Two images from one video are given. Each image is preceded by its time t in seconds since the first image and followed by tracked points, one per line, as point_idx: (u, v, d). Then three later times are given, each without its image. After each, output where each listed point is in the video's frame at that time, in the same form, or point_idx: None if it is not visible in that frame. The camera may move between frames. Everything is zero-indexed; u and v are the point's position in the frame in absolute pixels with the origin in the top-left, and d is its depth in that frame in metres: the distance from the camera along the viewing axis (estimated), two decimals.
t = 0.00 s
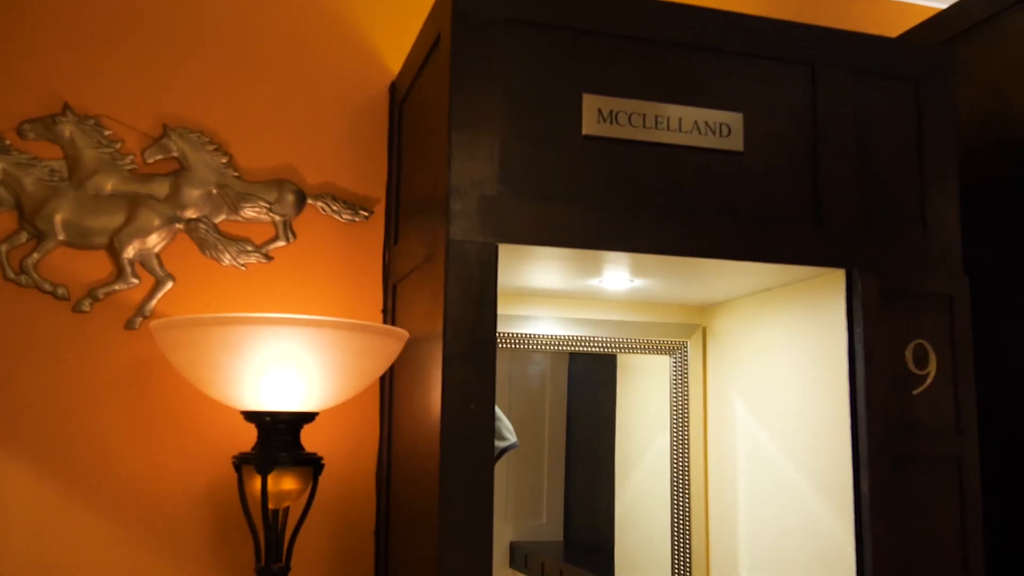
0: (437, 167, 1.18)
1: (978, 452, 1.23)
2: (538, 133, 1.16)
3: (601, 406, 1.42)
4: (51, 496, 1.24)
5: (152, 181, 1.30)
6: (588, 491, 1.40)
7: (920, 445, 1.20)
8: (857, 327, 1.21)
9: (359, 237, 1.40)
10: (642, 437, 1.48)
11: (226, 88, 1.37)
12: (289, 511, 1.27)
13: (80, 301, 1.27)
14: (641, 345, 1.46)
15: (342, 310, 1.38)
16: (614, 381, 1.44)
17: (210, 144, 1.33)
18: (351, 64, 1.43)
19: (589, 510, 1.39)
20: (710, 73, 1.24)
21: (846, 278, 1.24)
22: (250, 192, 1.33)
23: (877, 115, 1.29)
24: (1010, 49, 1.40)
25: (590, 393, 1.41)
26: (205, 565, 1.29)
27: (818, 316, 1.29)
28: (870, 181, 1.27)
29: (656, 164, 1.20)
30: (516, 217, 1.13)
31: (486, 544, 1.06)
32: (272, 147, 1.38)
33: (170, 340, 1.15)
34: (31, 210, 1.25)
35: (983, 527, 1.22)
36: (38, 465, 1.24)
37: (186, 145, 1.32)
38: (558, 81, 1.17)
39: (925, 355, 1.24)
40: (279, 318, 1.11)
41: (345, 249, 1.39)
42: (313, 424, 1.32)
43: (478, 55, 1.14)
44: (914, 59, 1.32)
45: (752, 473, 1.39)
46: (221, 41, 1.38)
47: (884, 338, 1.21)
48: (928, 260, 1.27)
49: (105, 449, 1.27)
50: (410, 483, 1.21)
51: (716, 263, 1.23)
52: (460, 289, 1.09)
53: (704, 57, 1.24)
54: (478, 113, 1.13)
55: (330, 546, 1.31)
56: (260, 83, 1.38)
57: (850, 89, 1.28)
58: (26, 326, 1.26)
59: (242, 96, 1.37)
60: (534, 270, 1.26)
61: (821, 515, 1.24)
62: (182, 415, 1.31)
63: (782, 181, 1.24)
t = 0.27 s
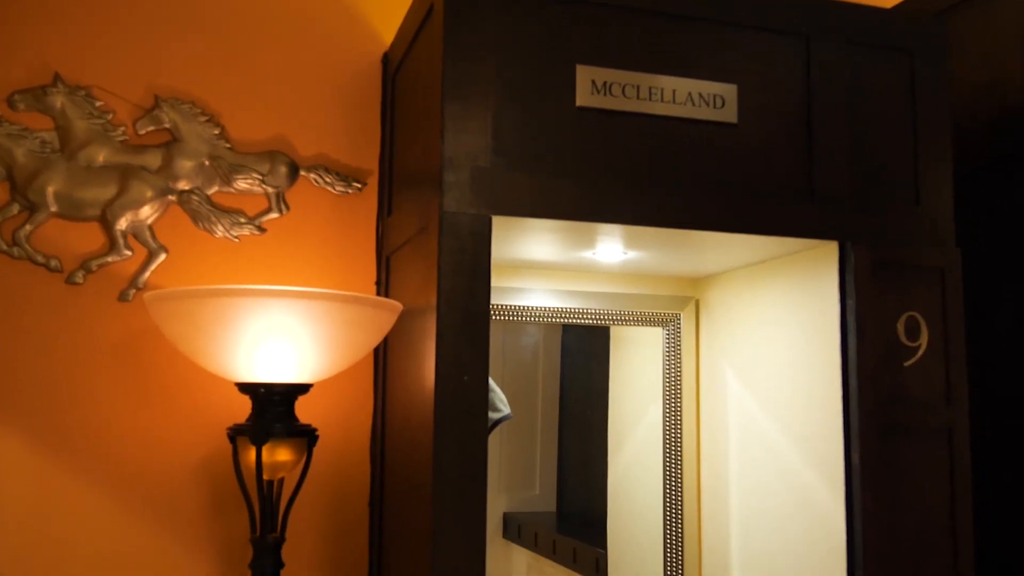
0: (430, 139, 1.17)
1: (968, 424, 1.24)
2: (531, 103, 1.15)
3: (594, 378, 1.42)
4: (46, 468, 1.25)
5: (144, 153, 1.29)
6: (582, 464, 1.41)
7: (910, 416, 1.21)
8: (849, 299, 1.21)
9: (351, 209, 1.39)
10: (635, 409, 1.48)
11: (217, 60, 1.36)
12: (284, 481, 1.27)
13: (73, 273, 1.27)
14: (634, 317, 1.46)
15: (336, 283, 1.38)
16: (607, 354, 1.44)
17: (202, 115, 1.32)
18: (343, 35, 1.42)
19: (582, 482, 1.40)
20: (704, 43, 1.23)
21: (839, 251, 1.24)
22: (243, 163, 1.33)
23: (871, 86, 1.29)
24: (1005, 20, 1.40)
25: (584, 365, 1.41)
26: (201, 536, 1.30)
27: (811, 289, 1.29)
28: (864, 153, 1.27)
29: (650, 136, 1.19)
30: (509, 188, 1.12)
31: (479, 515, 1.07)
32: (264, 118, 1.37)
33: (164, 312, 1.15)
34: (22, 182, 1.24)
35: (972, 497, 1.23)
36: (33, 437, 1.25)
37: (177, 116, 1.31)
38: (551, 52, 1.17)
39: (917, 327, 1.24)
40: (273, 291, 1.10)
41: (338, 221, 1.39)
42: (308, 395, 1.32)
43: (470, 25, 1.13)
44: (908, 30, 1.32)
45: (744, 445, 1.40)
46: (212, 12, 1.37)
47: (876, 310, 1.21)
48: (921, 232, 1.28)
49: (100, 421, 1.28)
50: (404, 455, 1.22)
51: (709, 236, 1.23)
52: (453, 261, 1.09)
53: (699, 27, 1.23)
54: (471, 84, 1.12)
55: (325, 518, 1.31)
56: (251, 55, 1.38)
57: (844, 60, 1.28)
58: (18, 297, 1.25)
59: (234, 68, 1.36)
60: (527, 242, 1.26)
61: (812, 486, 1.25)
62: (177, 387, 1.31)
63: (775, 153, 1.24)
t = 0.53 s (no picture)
0: (428, 109, 1.17)
1: (963, 394, 1.25)
2: (529, 73, 1.14)
3: (590, 350, 1.43)
4: (45, 438, 1.25)
5: (139, 124, 1.29)
6: (578, 436, 1.41)
7: (905, 387, 1.21)
8: (846, 271, 1.21)
9: (348, 180, 1.39)
10: (630, 381, 1.48)
11: (212, 30, 1.35)
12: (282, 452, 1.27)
13: (69, 244, 1.26)
14: (632, 288, 1.45)
15: (333, 254, 1.38)
16: (603, 325, 1.43)
17: (197, 86, 1.32)
18: (339, 5, 1.41)
19: (579, 454, 1.41)
20: (702, 13, 1.22)
21: (835, 223, 1.24)
22: (238, 134, 1.32)
23: (871, 57, 1.28)
24: None
25: (580, 337, 1.41)
26: (199, 507, 1.31)
27: (807, 261, 1.29)
28: (862, 125, 1.27)
29: (646, 106, 1.19)
30: (506, 159, 1.12)
31: (477, 486, 1.08)
32: (259, 89, 1.36)
33: (160, 282, 1.15)
34: (17, 153, 1.24)
35: (966, 467, 1.24)
36: (31, 408, 1.25)
37: (172, 87, 1.30)
38: (549, 20, 1.16)
39: (913, 299, 1.25)
40: (269, 260, 1.10)
41: (335, 193, 1.38)
42: (307, 366, 1.32)
43: None
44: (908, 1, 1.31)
45: (739, 416, 1.41)
46: None
47: (872, 281, 1.21)
48: (918, 204, 1.28)
49: (98, 392, 1.28)
50: (401, 425, 1.22)
51: (705, 207, 1.23)
52: (450, 231, 1.09)
53: None
54: (469, 54, 1.12)
55: (322, 488, 1.32)
56: (246, 25, 1.36)
57: (844, 31, 1.27)
58: (14, 268, 1.25)
59: (229, 38, 1.35)
60: (525, 213, 1.26)
61: (807, 457, 1.26)
62: (175, 357, 1.31)
63: (772, 124, 1.23)
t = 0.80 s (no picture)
0: (425, 79, 1.16)
1: (959, 366, 1.25)
2: (527, 43, 1.14)
3: (588, 323, 1.42)
4: (44, 409, 1.25)
5: (135, 94, 1.28)
6: (575, 408, 1.42)
7: (901, 358, 1.21)
8: (844, 242, 1.21)
9: (345, 150, 1.39)
10: (628, 353, 1.48)
11: None
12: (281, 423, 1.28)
13: (66, 215, 1.26)
14: (630, 261, 1.44)
15: (330, 226, 1.38)
16: (602, 297, 1.43)
17: (193, 56, 1.31)
18: None
19: (576, 426, 1.41)
20: None
21: (834, 195, 1.24)
22: (235, 104, 1.31)
23: (871, 28, 1.27)
24: None
25: (578, 310, 1.41)
26: (198, 477, 1.32)
27: (806, 232, 1.28)
28: (862, 96, 1.26)
29: (645, 76, 1.18)
30: (503, 129, 1.11)
31: (474, 456, 1.09)
32: (256, 60, 1.35)
33: (157, 253, 1.15)
34: (13, 124, 1.23)
35: (962, 438, 1.24)
36: (29, 379, 1.25)
37: (168, 57, 1.29)
38: None
39: (911, 270, 1.25)
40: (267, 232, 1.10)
41: (332, 164, 1.38)
42: (306, 337, 1.32)
43: None
44: None
45: (737, 388, 1.41)
46: None
47: (870, 253, 1.21)
48: (917, 176, 1.27)
49: (96, 364, 1.28)
50: (400, 396, 1.22)
51: (703, 179, 1.23)
52: (448, 202, 1.08)
53: None
54: (466, 23, 1.11)
55: (321, 458, 1.32)
56: None
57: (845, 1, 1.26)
58: (12, 239, 1.25)
59: (225, 8, 1.34)
60: (522, 185, 1.25)
61: (804, 428, 1.26)
62: (173, 329, 1.32)
63: (772, 94, 1.22)
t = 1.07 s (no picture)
0: (422, 49, 1.15)
1: (956, 339, 1.26)
2: (524, 11, 1.12)
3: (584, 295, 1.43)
4: (42, 380, 1.25)
5: (129, 64, 1.27)
6: (571, 380, 1.42)
7: (899, 330, 1.21)
8: (842, 214, 1.21)
9: (342, 121, 1.38)
10: (624, 325, 1.47)
11: None
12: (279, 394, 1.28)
13: (62, 186, 1.25)
14: (626, 232, 1.44)
15: (327, 197, 1.37)
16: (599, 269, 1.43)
17: (188, 25, 1.29)
18: None
19: (573, 398, 1.42)
20: None
21: (832, 166, 1.23)
22: (230, 74, 1.30)
23: None
24: None
25: (575, 282, 1.41)
26: (198, 448, 1.32)
27: (804, 204, 1.28)
28: (861, 66, 1.25)
29: (644, 45, 1.17)
30: (501, 100, 1.10)
31: (471, 426, 1.09)
32: (251, 30, 1.34)
33: (153, 224, 1.14)
34: (6, 94, 1.22)
35: (957, 410, 1.25)
36: (27, 350, 1.25)
37: (162, 26, 1.28)
38: None
39: (909, 242, 1.25)
40: (264, 203, 1.10)
41: (329, 135, 1.37)
42: (305, 309, 1.31)
43: None
44: None
45: (734, 360, 1.41)
46: None
47: (868, 225, 1.21)
48: (916, 147, 1.27)
49: (94, 336, 1.28)
50: (397, 368, 1.22)
51: (701, 150, 1.23)
52: (445, 172, 1.08)
53: None
54: None
55: (318, 430, 1.31)
56: None
57: None
58: (7, 210, 1.24)
59: None
60: (520, 156, 1.25)
61: (801, 400, 1.27)
62: (171, 300, 1.31)
63: (772, 65, 1.21)
